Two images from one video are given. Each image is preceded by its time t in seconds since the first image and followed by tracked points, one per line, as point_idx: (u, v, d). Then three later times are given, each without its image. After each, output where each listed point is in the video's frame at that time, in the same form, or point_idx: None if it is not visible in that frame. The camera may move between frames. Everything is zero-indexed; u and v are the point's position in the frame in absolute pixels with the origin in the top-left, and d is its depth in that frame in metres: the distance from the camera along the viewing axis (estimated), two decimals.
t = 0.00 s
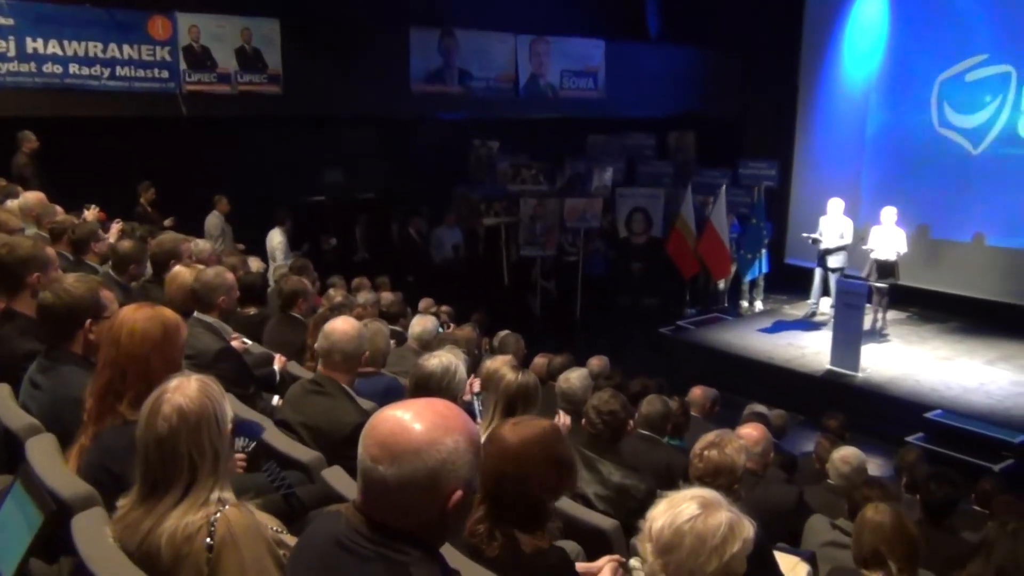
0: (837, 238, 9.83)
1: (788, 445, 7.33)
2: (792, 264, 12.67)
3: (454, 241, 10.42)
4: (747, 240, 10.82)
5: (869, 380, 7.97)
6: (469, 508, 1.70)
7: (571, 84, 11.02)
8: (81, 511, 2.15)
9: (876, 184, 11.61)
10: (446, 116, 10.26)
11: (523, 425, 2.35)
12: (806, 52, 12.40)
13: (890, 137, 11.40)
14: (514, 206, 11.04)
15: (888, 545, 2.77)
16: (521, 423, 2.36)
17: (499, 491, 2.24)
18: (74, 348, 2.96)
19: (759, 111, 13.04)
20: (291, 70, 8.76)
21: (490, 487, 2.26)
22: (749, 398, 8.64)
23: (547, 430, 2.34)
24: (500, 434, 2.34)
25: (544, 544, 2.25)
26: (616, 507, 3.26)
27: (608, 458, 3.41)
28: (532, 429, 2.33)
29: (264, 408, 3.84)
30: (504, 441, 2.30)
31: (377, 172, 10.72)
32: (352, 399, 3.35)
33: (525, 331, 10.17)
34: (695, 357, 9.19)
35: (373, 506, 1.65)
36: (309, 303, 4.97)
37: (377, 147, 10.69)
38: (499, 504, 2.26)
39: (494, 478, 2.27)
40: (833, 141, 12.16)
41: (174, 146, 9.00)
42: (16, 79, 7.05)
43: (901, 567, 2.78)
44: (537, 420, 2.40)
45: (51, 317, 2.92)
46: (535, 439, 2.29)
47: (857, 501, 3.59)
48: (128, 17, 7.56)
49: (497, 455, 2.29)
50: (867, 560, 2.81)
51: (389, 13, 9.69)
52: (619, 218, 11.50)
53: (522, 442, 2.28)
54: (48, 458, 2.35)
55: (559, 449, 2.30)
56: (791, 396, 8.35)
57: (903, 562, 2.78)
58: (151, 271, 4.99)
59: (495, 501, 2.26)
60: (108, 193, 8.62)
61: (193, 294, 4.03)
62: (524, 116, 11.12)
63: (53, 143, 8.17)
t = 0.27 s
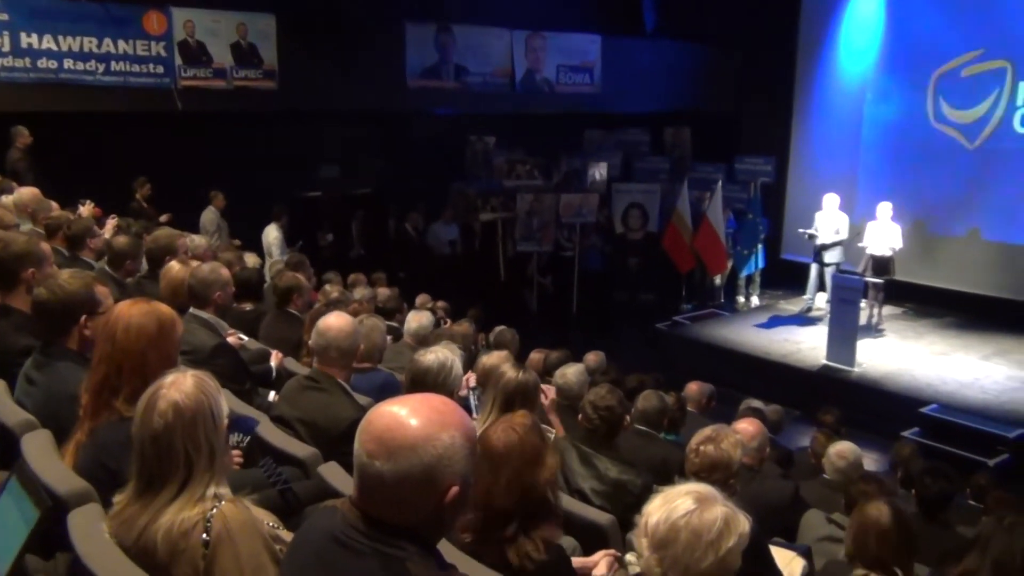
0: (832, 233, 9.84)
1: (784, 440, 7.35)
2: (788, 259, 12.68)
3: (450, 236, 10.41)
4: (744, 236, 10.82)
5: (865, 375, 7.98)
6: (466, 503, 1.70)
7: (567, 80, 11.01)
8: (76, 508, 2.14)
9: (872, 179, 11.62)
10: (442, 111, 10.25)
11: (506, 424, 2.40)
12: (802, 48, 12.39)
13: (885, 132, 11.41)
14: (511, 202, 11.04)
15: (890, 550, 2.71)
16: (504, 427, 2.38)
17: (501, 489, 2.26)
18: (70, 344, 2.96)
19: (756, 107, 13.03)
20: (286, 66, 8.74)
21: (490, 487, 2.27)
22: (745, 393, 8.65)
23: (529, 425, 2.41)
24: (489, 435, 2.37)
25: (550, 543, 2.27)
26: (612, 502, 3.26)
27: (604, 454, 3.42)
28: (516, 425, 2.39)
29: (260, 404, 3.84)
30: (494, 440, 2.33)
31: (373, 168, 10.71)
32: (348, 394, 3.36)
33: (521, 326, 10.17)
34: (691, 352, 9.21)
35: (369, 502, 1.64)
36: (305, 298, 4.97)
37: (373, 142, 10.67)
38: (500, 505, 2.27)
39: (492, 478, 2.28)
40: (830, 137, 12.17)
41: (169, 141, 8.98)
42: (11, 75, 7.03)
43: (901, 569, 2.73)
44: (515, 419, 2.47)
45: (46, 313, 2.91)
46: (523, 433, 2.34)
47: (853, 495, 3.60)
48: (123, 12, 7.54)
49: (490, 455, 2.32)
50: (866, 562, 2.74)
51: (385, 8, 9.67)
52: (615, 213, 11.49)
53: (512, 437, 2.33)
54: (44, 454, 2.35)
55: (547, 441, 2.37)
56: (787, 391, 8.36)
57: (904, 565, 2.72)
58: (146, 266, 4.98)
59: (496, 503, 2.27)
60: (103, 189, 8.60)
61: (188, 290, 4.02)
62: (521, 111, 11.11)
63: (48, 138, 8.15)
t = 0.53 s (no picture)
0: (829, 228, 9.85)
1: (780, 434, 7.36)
2: (784, 253, 12.69)
3: (447, 231, 10.41)
4: (740, 230, 10.83)
5: (862, 369, 8.01)
6: (462, 496, 1.70)
7: (564, 74, 11.00)
8: (73, 503, 2.15)
9: (868, 173, 11.63)
10: (439, 105, 10.24)
11: (502, 408, 2.38)
12: (799, 42, 12.38)
13: (882, 126, 11.41)
14: (508, 196, 11.02)
15: (890, 547, 2.71)
16: (498, 414, 2.36)
17: (498, 481, 2.26)
18: (67, 340, 2.96)
19: (753, 101, 13.02)
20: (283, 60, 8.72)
21: (487, 478, 2.27)
22: (741, 388, 8.67)
23: (526, 409, 2.40)
24: (484, 421, 2.35)
25: (544, 534, 2.31)
26: (609, 496, 3.27)
27: (601, 448, 3.42)
28: (513, 409, 2.37)
29: (257, 398, 3.84)
30: (493, 427, 2.32)
31: (369, 162, 10.69)
32: (345, 389, 3.36)
33: (518, 321, 10.18)
34: (688, 347, 9.22)
35: (365, 496, 1.64)
36: (301, 293, 4.96)
37: (369, 136, 10.65)
38: (496, 495, 2.28)
39: (489, 467, 2.28)
40: (826, 131, 12.17)
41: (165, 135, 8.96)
42: (6, 69, 7.01)
43: (900, 566, 2.74)
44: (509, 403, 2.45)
45: (42, 308, 2.91)
46: (521, 420, 2.33)
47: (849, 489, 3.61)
48: (118, 5, 7.51)
49: (488, 442, 2.30)
50: (866, 557, 2.74)
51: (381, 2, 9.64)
52: (612, 207, 11.49)
53: (511, 425, 2.32)
54: (40, 449, 2.36)
55: (544, 427, 2.37)
56: (784, 385, 8.37)
57: (902, 561, 2.73)
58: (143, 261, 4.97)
59: (492, 492, 2.28)
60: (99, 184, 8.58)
61: (185, 285, 4.02)
62: (518, 106, 11.09)
63: (44, 133, 8.14)
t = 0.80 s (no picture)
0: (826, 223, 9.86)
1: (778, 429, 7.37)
2: (782, 248, 12.70)
3: (445, 226, 10.40)
4: (738, 225, 10.83)
5: (859, 364, 8.02)
6: (460, 491, 1.71)
7: (561, 68, 10.99)
8: (70, 499, 2.14)
9: (866, 167, 11.63)
10: (437, 100, 10.22)
11: (501, 399, 2.41)
12: (796, 36, 12.38)
13: (880, 120, 11.41)
14: (505, 191, 11.01)
15: (887, 540, 2.72)
16: (496, 405, 2.39)
17: (494, 469, 2.28)
18: (64, 335, 2.96)
19: (751, 96, 13.02)
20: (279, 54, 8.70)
21: (483, 466, 2.29)
22: (739, 382, 8.67)
23: (525, 401, 2.43)
24: (482, 410, 2.38)
25: (541, 527, 2.32)
26: (607, 490, 3.27)
27: (599, 442, 3.42)
28: (513, 400, 2.40)
29: (255, 393, 3.84)
30: (491, 417, 2.34)
31: (367, 157, 10.67)
32: (343, 383, 3.36)
33: (515, 316, 10.18)
34: (686, 341, 9.22)
35: (363, 490, 1.64)
36: (298, 288, 4.96)
37: (367, 131, 10.64)
38: (492, 484, 2.30)
39: (485, 456, 2.31)
40: (823, 125, 12.17)
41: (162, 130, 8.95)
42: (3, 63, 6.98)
43: (897, 559, 2.75)
44: (509, 395, 2.49)
45: (38, 304, 2.90)
46: (520, 410, 2.35)
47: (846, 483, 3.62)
48: None
49: (486, 431, 2.33)
50: (863, 550, 2.76)
51: None
52: (610, 202, 11.49)
53: (510, 415, 2.34)
54: (38, 444, 2.36)
55: (542, 419, 2.39)
56: (781, 379, 8.38)
57: (899, 555, 2.74)
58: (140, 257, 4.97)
59: (487, 481, 2.30)
60: (96, 179, 8.56)
61: (181, 281, 4.02)
62: (515, 100, 11.08)
63: (40, 128, 8.12)
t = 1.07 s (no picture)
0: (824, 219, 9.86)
1: (775, 425, 7.39)
2: (779, 244, 12.71)
3: (443, 222, 10.40)
4: (736, 220, 10.84)
5: (857, 359, 8.03)
6: (456, 486, 1.71)
7: (559, 64, 10.97)
8: (68, 494, 2.15)
9: (863, 163, 11.63)
10: (435, 95, 10.21)
11: (501, 392, 2.43)
12: (794, 32, 12.37)
13: (877, 116, 11.42)
14: (502, 186, 11.00)
15: (884, 534, 2.72)
16: (495, 399, 2.40)
17: (491, 462, 2.29)
18: (61, 331, 2.95)
19: (748, 91, 13.01)
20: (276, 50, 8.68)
21: (480, 458, 2.30)
22: (737, 378, 8.68)
23: (523, 396, 2.45)
24: (481, 403, 2.40)
25: (537, 522, 2.33)
26: (604, 486, 3.27)
27: (597, 437, 3.43)
28: (512, 395, 2.42)
29: (252, 388, 3.84)
30: (490, 410, 2.36)
31: (364, 152, 10.65)
32: (340, 380, 3.36)
33: (513, 312, 10.18)
34: (683, 337, 9.23)
35: (361, 485, 1.64)
36: (295, 284, 4.95)
37: (364, 126, 10.62)
38: (489, 476, 2.31)
39: (483, 448, 2.32)
40: (821, 121, 12.17)
41: (158, 126, 8.92)
42: None
43: (894, 554, 2.75)
44: (508, 390, 2.50)
45: (36, 300, 2.90)
46: (518, 404, 2.37)
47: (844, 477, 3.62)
48: None
49: (485, 424, 2.34)
50: (860, 544, 2.77)
51: None
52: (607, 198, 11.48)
53: (508, 409, 2.36)
54: (36, 441, 2.37)
55: (540, 414, 2.40)
56: (779, 375, 8.39)
57: (896, 549, 2.74)
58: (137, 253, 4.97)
59: (484, 474, 2.31)
60: (93, 175, 8.54)
61: (178, 276, 4.01)
62: (512, 96, 11.07)
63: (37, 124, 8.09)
